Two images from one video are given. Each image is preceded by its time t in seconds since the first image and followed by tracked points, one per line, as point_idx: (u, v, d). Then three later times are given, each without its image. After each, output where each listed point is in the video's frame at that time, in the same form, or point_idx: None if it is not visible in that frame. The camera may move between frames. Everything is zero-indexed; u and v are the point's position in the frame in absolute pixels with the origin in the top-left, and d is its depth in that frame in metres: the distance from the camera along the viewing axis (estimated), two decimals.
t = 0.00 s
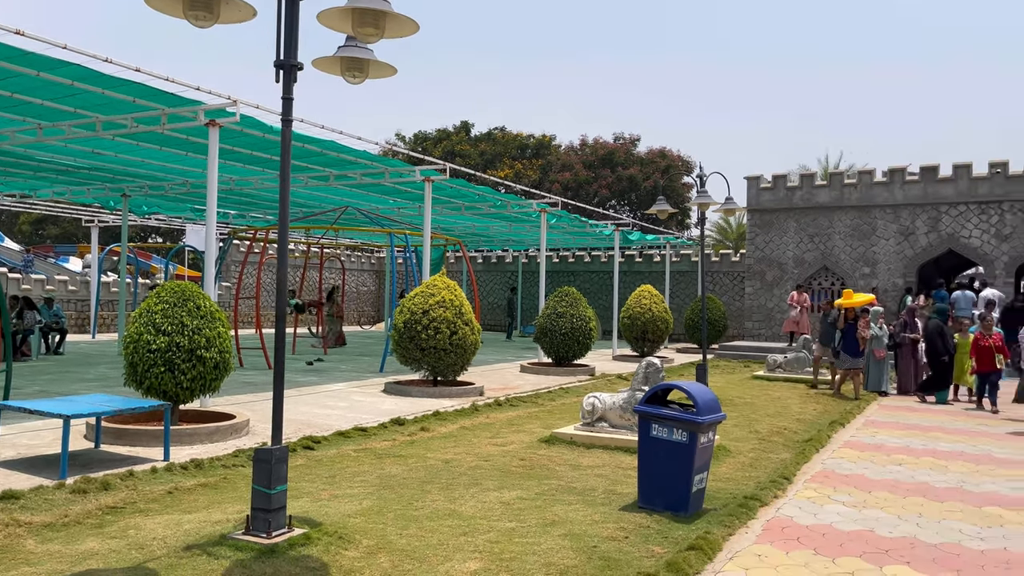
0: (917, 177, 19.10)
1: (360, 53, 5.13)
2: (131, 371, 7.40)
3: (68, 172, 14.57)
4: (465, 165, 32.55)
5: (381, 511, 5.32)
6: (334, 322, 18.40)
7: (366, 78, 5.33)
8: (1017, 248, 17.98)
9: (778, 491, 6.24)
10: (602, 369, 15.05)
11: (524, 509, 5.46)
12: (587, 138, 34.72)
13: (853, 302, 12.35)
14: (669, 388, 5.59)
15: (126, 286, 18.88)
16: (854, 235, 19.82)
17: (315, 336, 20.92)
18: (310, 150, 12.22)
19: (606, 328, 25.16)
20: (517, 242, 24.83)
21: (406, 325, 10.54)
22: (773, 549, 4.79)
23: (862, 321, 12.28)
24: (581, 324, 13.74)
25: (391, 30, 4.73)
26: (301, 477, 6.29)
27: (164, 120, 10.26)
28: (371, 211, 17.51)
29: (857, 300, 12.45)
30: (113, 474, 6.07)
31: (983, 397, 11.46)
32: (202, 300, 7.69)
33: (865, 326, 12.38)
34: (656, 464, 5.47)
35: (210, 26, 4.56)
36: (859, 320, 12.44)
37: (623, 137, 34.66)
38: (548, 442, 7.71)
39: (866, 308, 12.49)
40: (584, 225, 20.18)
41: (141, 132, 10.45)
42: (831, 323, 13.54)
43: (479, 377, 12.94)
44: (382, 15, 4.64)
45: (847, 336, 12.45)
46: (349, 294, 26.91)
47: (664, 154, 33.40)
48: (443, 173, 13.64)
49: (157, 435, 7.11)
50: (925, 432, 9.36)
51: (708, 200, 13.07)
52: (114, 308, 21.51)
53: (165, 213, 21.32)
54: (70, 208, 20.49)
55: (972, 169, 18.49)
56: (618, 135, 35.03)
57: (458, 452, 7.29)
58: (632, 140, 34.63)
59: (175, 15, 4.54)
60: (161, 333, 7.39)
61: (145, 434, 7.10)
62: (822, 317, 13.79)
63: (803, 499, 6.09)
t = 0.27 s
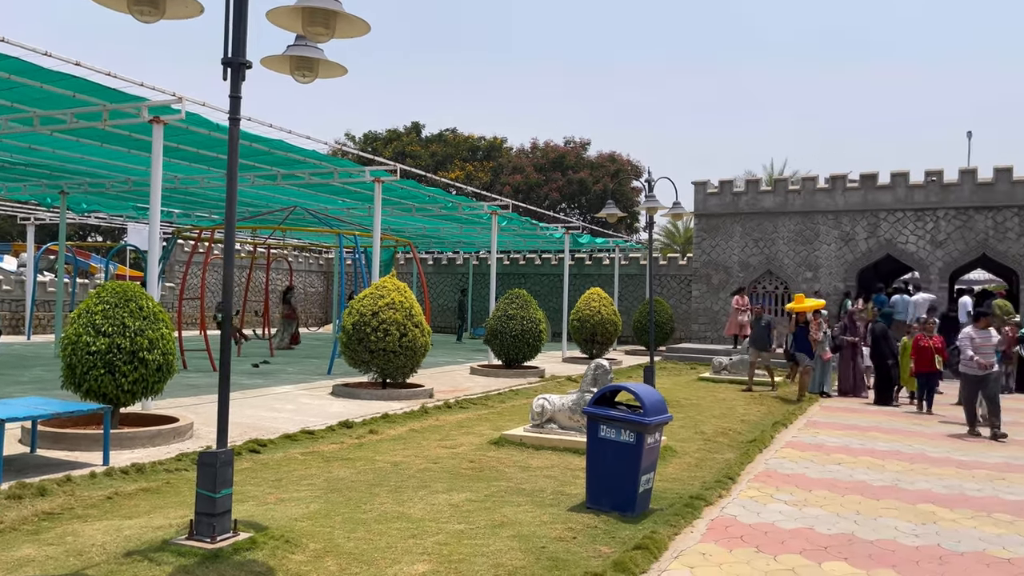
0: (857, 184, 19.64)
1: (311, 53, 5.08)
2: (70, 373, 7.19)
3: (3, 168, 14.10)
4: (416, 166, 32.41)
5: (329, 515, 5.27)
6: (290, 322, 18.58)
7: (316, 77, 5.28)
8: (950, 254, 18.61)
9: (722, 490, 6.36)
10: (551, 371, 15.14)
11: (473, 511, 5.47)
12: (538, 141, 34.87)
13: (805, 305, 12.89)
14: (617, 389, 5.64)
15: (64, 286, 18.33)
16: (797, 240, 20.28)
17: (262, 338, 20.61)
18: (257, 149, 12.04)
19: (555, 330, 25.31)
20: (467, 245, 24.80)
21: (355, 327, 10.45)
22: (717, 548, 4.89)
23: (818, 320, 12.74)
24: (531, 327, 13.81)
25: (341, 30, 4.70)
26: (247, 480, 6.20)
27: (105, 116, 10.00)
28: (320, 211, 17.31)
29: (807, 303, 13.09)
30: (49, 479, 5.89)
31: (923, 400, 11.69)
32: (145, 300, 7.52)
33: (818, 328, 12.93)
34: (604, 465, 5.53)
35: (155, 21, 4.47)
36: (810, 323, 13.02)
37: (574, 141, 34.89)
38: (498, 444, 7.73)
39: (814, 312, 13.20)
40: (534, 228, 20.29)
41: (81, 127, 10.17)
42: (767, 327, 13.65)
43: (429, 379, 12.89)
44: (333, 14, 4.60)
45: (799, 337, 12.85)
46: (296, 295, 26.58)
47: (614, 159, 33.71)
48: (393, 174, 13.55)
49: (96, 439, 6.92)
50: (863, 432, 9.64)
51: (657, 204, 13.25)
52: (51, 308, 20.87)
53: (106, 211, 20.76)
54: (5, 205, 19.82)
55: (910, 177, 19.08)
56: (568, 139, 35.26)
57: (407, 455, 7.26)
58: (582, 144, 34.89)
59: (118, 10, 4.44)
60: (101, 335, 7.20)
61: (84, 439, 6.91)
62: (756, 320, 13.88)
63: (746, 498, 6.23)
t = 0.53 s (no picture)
0: (798, 191, 20.12)
1: (255, 51, 5.00)
2: None
3: None
4: (364, 167, 32.15)
5: (270, 520, 5.20)
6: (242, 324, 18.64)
7: (260, 77, 5.20)
8: (886, 260, 19.20)
9: (665, 491, 6.45)
10: (499, 374, 15.15)
11: (417, 514, 5.45)
12: (487, 145, 34.92)
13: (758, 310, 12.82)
14: (562, 391, 5.68)
15: None
16: (740, 245, 20.67)
17: (204, 340, 20.20)
18: (200, 148, 11.80)
19: (504, 333, 25.35)
20: (415, 247, 24.69)
21: (300, 329, 10.32)
22: (658, 548, 4.96)
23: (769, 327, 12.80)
24: (479, 329, 13.79)
25: (286, 30, 4.64)
26: (186, 486, 6.07)
27: (39, 111, 9.69)
28: (265, 212, 17.04)
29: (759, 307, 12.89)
30: None
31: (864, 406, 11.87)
32: (79, 302, 7.31)
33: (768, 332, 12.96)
34: (549, 467, 5.56)
35: (92, 16, 4.36)
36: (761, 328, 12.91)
37: (523, 145, 35.02)
38: (444, 447, 7.72)
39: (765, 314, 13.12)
40: (482, 231, 20.30)
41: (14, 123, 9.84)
42: (704, 328, 14.10)
43: (375, 382, 12.79)
44: (277, 14, 4.54)
45: (750, 343, 12.65)
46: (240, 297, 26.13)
47: (562, 163, 34.04)
48: (340, 175, 13.41)
49: (27, 445, 6.70)
50: (802, 433, 9.88)
51: (604, 208, 13.38)
52: None
53: (40, 210, 20.10)
54: None
55: (848, 185, 19.64)
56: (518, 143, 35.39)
57: (351, 459, 7.19)
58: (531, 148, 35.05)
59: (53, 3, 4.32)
60: (33, 338, 6.98)
61: (14, 445, 6.68)
62: (689, 322, 14.17)
63: (688, 498, 6.34)
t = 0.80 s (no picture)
0: (739, 198, 20.52)
1: (192, 50, 4.91)
2: None
3: None
4: (310, 168, 31.74)
5: (205, 527, 5.09)
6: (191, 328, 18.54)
7: (196, 75, 5.10)
8: (823, 266, 19.71)
9: (606, 494, 6.51)
10: (444, 378, 15.09)
11: (357, 520, 5.40)
12: (435, 147, 34.79)
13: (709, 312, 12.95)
14: (505, 395, 5.70)
15: None
16: (684, 251, 20.99)
17: (141, 344, 19.68)
18: (136, 147, 11.50)
19: (450, 337, 25.27)
20: (361, 250, 24.47)
21: (240, 333, 10.13)
22: (598, 550, 5.01)
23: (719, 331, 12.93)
24: (424, 333, 13.72)
25: (223, 28, 4.57)
26: (118, 494, 5.90)
27: None
28: (205, 213, 16.70)
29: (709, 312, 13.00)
30: None
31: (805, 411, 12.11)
32: (5, 304, 7.05)
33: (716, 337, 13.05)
34: (491, 471, 5.57)
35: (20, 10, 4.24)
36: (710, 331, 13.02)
37: (471, 148, 34.97)
38: (386, 452, 7.66)
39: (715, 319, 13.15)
40: (429, 234, 20.22)
41: None
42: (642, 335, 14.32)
43: (319, 387, 12.63)
44: (213, 12, 4.46)
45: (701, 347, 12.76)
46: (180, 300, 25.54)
47: (510, 167, 34.07)
48: (283, 176, 13.20)
49: None
50: (742, 435, 10.07)
51: (549, 213, 13.45)
52: None
53: None
54: None
55: (787, 192, 20.10)
56: (465, 146, 35.31)
57: (290, 465, 7.09)
58: (479, 151, 35.02)
59: None
60: None
61: None
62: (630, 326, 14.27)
63: (628, 501, 6.41)
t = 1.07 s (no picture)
0: (683, 204, 20.84)
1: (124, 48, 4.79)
2: None
3: None
4: (253, 170, 31.20)
5: (135, 538, 4.96)
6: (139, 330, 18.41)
7: (128, 74, 4.97)
8: (763, 272, 20.13)
9: (547, 498, 6.54)
10: (388, 383, 14.97)
11: (294, 528, 5.32)
12: (381, 150, 34.53)
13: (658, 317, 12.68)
14: (446, 400, 5.68)
15: None
16: (628, 256, 21.23)
17: (75, 349, 19.08)
18: (69, 146, 11.16)
19: (396, 342, 25.08)
20: (305, 253, 24.13)
21: (177, 338, 9.88)
22: (537, 554, 5.03)
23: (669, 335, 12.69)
24: (368, 338, 13.61)
25: (155, 25, 4.47)
26: (44, 504, 5.71)
27: None
28: (142, 214, 16.28)
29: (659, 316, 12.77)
30: None
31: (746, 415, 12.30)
32: None
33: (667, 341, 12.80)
34: (431, 477, 5.54)
35: None
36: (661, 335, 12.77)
37: (418, 151, 34.79)
38: (326, 458, 7.57)
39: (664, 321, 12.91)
40: (375, 237, 20.05)
41: None
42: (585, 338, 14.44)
43: (259, 392, 12.40)
44: (145, 9, 4.37)
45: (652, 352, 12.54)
46: (116, 303, 24.84)
47: (458, 171, 34.03)
48: (223, 178, 12.95)
49: None
50: (682, 438, 10.22)
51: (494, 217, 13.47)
52: None
53: None
54: None
55: (729, 199, 20.49)
56: (413, 149, 35.13)
57: (227, 472, 6.95)
58: (427, 155, 34.87)
59: None
60: None
61: None
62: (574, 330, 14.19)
63: (569, 504, 6.44)
